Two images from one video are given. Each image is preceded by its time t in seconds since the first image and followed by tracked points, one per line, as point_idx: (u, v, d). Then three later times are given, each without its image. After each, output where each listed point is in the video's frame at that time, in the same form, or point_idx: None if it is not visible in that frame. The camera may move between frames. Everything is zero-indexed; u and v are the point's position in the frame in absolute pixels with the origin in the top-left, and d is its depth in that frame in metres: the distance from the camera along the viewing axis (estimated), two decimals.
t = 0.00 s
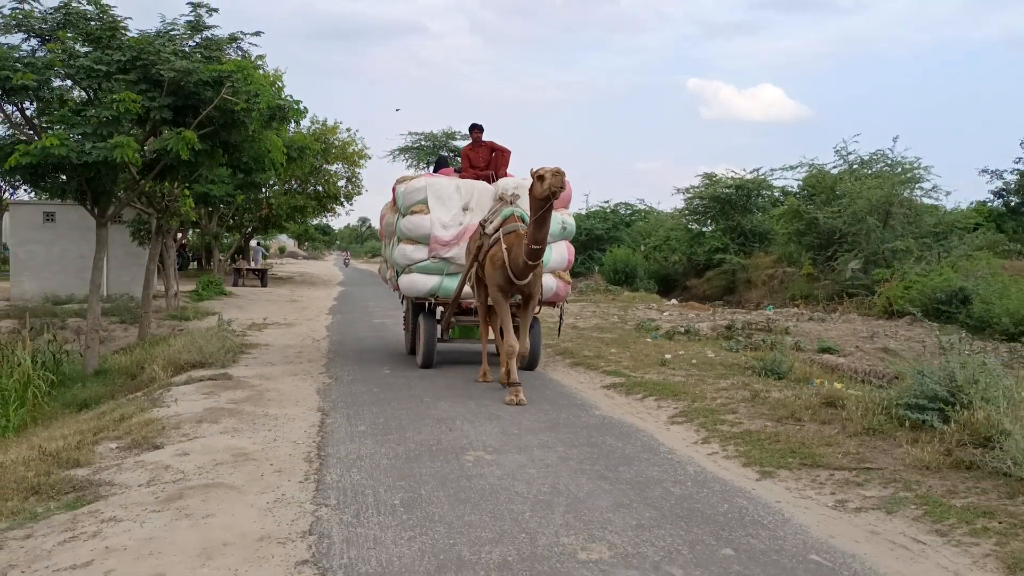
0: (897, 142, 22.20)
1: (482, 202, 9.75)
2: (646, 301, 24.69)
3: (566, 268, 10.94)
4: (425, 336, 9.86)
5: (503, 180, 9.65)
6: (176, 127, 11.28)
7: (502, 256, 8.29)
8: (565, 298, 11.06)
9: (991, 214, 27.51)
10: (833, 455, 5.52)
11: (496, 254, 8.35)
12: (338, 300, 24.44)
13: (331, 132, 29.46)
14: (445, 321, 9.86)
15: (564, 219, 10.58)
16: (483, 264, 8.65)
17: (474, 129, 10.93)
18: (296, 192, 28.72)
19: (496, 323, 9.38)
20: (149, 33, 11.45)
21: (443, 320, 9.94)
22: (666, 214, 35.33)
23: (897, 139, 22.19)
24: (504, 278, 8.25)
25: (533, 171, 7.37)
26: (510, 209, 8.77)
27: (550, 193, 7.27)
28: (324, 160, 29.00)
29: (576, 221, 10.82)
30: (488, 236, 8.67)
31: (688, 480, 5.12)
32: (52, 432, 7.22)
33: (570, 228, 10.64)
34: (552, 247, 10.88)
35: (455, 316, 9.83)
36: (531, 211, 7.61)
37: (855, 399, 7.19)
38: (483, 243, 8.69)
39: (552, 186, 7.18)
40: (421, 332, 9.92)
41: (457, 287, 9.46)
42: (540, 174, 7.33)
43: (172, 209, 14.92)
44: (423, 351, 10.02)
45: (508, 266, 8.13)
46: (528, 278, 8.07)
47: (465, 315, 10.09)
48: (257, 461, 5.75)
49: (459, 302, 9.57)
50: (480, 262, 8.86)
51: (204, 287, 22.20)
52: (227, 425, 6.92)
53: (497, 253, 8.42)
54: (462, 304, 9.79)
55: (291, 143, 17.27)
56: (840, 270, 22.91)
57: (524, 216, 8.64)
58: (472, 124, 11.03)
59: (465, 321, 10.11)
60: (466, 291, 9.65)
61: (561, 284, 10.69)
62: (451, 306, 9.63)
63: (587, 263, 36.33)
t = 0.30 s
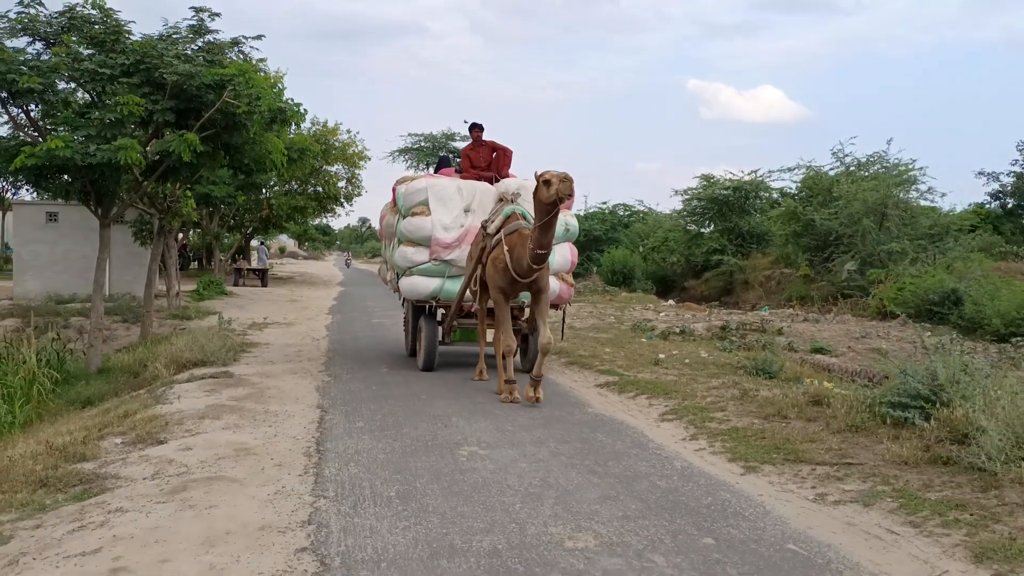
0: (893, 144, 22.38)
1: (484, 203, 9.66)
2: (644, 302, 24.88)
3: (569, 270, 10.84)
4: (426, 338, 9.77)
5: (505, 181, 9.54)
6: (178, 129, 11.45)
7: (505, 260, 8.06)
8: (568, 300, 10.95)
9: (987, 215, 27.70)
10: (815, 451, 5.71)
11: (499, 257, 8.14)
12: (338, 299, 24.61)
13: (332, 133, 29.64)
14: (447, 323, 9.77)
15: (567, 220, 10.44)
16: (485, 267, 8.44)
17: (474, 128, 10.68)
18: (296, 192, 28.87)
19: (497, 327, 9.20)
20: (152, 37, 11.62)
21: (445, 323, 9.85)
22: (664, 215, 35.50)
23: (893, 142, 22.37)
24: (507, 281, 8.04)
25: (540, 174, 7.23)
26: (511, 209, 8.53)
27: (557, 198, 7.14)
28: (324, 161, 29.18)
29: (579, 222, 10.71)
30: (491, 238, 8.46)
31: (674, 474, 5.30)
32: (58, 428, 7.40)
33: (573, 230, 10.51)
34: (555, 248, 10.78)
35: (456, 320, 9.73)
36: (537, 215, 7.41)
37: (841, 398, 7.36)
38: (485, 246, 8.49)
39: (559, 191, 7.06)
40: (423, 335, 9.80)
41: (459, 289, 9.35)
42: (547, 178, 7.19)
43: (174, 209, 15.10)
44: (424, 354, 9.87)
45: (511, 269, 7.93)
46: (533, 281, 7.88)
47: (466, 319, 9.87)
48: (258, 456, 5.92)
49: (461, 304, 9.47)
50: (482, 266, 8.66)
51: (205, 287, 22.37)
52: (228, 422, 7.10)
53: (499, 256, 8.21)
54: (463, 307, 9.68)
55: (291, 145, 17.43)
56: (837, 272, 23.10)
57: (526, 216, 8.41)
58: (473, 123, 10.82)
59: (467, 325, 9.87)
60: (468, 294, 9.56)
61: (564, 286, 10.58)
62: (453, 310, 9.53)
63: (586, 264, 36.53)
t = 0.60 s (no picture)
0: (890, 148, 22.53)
1: (491, 202, 9.35)
2: (642, 303, 25.05)
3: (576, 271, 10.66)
4: (430, 340, 9.63)
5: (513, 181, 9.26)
6: (183, 129, 11.60)
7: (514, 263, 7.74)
8: (575, 302, 10.75)
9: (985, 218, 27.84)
10: (803, 449, 5.87)
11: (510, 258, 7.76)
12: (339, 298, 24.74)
13: (334, 133, 29.81)
14: (451, 325, 9.61)
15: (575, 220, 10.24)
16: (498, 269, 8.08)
17: (480, 125, 10.46)
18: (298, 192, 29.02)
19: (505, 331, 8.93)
20: (157, 37, 11.72)
21: (450, 324, 9.61)
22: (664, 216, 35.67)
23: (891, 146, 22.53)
24: (519, 284, 7.67)
25: (553, 166, 6.77)
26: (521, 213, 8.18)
27: (572, 190, 6.65)
28: (326, 161, 29.35)
29: (587, 223, 10.52)
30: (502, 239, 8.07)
31: (665, 470, 5.46)
32: (65, 422, 7.55)
33: (581, 230, 10.34)
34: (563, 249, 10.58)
35: (462, 321, 9.45)
36: (549, 209, 6.98)
37: (832, 398, 7.51)
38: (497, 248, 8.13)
39: (575, 184, 6.56)
40: (426, 337, 9.68)
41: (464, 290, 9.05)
42: (561, 170, 6.72)
43: (177, 208, 15.26)
44: (427, 355, 9.74)
45: (523, 270, 7.54)
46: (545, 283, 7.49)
47: (473, 320, 9.57)
48: (261, 450, 6.07)
49: (466, 306, 9.16)
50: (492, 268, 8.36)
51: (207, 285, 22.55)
52: (231, 417, 7.26)
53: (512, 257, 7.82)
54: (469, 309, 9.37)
55: (293, 144, 17.57)
56: (835, 274, 23.23)
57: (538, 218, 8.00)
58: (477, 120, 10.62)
59: (472, 326, 9.59)
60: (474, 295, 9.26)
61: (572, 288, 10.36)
62: (458, 311, 9.22)
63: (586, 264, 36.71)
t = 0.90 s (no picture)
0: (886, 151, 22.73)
1: (496, 202, 9.27)
2: (640, 304, 25.24)
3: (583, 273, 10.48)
4: (434, 344, 9.37)
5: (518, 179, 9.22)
6: (185, 131, 11.73)
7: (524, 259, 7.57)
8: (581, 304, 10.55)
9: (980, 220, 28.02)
10: (793, 444, 6.04)
11: (517, 258, 7.66)
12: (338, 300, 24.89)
13: (333, 135, 29.96)
14: (456, 327, 9.37)
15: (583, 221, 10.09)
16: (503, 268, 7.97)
17: (484, 124, 10.42)
18: (297, 194, 29.16)
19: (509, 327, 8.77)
20: (159, 41, 11.85)
21: (454, 326, 9.40)
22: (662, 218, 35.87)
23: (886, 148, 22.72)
24: (525, 284, 7.58)
25: (566, 165, 6.75)
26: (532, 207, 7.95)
27: (586, 189, 6.64)
28: (326, 163, 29.49)
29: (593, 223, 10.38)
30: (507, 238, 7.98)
31: (659, 463, 5.63)
32: (71, 419, 7.67)
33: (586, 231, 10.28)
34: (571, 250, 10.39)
35: (467, 323, 9.28)
36: (561, 209, 6.91)
37: (824, 395, 7.67)
38: (502, 247, 8.04)
39: (590, 182, 6.55)
40: (430, 339, 9.42)
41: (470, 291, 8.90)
42: (574, 169, 6.70)
43: (178, 210, 15.41)
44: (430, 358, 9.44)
45: (530, 271, 7.46)
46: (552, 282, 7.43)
47: (478, 322, 9.39)
48: (265, 445, 6.22)
49: (472, 306, 8.99)
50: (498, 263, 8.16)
51: (207, 286, 22.70)
52: (235, 413, 7.41)
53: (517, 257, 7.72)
54: (474, 310, 9.23)
55: (294, 146, 17.70)
56: (832, 276, 23.38)
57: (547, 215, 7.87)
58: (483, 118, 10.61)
59: (477, 328, 9.37)
60: (480, 296, 9.10)
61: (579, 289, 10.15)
62: (463, 312, 9.09)
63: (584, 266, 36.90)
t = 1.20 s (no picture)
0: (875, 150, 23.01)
1: (496, 202, 9.10)
2: (632, 303, 25.45)
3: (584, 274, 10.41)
4: (433, 346, 9.25)
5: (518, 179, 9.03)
6: (181, 134, 11.82)
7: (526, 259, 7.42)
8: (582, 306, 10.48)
9: (969, 218, 28.31)
10: (778, 437, 6.24)
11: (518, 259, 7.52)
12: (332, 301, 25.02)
13: (325, 137, 30.08)
14: (455, 329, 9.25)
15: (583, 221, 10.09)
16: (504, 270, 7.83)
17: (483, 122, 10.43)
18: (290, 196, 29.26)
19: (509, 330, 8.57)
20: (155, 45, 11.96)
21: (453, 328, 9.29)
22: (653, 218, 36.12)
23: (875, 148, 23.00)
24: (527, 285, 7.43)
25: (572, 165, 6.63)
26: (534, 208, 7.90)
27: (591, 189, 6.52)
28: (319, 165, 29.60)
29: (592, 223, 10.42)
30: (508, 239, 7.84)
31: (649, 456, 5.82)
32: (73, 418, 7.79)
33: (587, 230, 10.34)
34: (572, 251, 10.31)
35: (466, 326, 9.17)
36: (567, 210, 6.79)
37: (811, 390, 7.87)
38: (502, 249, 7.89)
39: (595, 182, 6.44)
40: (429, 341, 9.30)
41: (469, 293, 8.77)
42: (580, 168, 6.59)
43: (174, 212, 15.53)
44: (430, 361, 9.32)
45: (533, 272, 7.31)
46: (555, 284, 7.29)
47: (478, 324, 9.29)
48: (266, 441, 6.36)
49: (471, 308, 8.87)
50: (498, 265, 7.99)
51: (201, 288, 22.80)
52: (235, 412, 7.55)
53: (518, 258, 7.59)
54: (474, 312, 9.11)
55: (288, 149, 17.82)
56: (822, 275, 23.62)
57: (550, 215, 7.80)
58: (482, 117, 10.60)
59: (477, 330, 9.26)
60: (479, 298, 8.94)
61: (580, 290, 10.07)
62: (462, 314, 8.98)
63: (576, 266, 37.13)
